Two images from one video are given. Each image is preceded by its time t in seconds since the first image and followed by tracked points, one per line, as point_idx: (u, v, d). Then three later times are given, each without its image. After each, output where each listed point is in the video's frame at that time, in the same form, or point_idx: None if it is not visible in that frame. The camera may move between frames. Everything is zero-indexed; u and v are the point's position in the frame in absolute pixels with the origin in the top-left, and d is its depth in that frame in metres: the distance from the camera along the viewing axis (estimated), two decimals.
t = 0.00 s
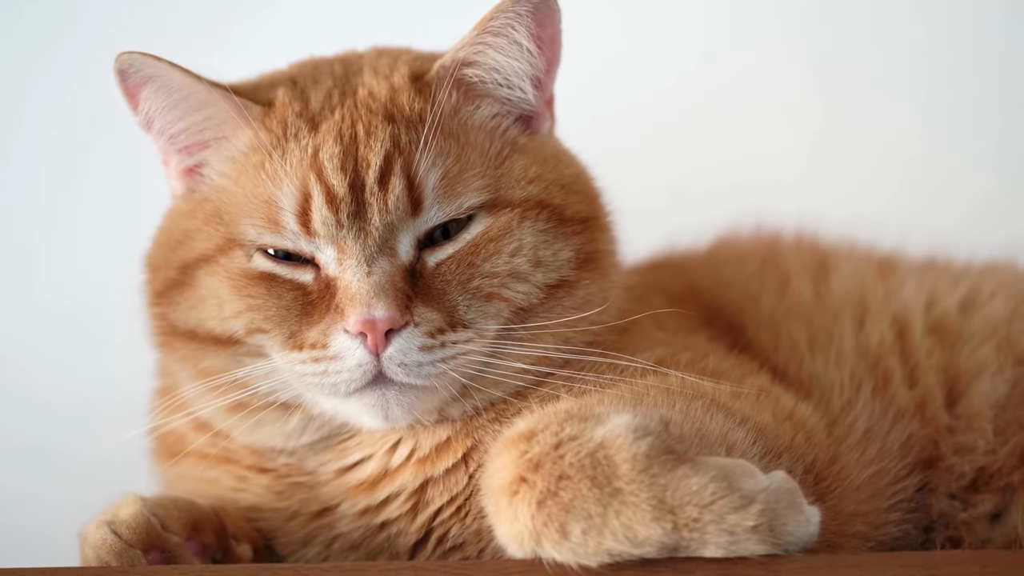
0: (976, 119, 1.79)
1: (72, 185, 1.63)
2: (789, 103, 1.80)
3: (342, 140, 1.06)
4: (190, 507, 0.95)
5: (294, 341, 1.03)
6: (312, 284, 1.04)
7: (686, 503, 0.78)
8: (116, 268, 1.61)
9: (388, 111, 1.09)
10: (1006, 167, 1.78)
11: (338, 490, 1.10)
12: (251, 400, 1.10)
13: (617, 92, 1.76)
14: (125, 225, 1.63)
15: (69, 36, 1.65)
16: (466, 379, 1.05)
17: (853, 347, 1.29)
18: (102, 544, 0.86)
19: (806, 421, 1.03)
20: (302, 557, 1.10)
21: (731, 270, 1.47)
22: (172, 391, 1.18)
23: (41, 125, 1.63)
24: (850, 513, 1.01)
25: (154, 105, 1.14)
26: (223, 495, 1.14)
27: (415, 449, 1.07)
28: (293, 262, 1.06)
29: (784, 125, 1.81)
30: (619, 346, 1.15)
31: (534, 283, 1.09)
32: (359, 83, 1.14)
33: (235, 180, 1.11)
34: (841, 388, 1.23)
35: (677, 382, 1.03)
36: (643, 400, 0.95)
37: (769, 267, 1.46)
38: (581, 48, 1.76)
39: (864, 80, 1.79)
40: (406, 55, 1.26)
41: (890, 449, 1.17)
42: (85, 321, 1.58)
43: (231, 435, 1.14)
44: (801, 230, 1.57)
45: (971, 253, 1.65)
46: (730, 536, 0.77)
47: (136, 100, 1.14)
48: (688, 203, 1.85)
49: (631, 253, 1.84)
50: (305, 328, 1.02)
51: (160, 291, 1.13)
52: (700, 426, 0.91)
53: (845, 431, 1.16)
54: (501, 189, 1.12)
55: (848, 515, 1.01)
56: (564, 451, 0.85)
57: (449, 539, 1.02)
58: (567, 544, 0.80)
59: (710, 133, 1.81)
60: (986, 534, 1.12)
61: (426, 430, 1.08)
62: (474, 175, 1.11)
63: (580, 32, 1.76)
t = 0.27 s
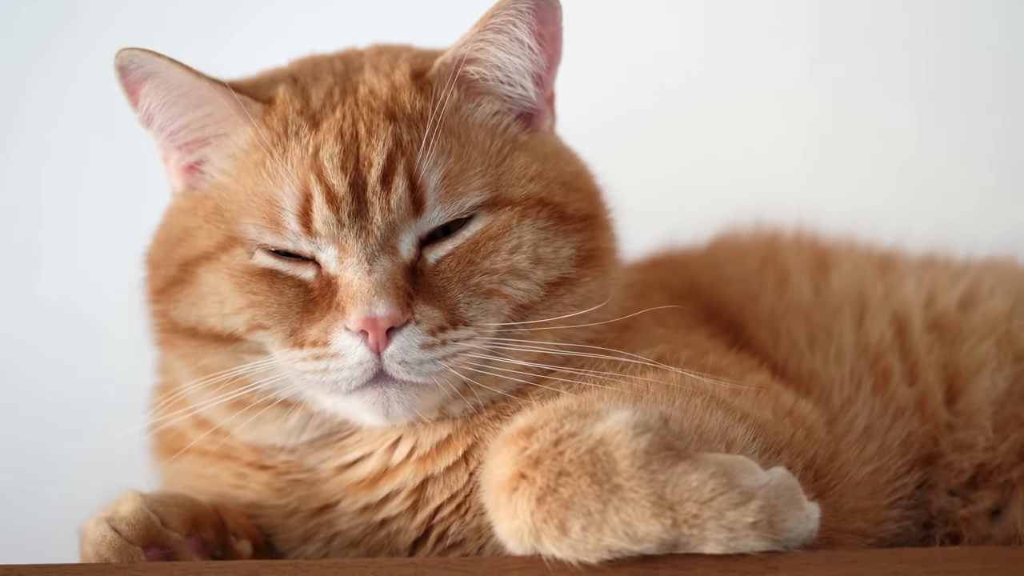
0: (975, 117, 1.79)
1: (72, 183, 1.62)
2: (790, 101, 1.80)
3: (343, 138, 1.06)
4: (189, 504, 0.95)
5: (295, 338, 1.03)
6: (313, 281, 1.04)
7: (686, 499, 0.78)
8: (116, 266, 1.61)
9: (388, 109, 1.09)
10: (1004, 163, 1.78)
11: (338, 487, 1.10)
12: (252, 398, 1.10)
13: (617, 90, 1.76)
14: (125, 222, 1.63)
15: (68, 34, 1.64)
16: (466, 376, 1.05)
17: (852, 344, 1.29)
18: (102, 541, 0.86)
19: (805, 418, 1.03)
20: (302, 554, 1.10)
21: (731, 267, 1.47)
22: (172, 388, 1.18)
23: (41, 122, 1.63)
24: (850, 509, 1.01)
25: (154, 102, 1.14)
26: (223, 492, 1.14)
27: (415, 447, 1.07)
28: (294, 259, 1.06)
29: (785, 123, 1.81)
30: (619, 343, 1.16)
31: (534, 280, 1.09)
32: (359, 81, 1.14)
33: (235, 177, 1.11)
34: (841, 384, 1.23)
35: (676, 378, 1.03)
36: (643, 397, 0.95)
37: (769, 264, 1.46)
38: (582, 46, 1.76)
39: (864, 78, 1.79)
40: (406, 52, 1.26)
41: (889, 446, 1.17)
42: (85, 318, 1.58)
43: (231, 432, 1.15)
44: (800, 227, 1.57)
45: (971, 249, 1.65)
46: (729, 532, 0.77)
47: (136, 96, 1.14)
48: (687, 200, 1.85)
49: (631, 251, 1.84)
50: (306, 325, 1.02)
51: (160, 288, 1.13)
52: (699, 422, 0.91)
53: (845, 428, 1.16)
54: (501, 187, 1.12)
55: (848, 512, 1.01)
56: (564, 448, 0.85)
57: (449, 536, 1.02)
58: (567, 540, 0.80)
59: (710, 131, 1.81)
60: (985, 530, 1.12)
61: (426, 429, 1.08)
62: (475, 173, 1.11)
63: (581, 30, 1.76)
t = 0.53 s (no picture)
0: (975, 115, 1.79)
1: (72, 180, 1.62)
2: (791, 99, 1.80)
3: (345, 137, 1.06)
4: (190, 502, 0.95)
5: (296, 336, 1.03)
6: (314, 279, 1.04)
7: (686, 496, 0.78)
8: (116, 264, 1.61)
9: (389, 107, 1.09)
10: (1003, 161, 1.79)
11: (338, 484, 1.10)
12: (253, 395, 1.10)
13: (618, 88, 1.76)
14: (124, 220, 1.63)
15: (68, 31, 1.64)
16: (467, 374, 1.05)
17: (852, 341, 1.29)
18: (102, 539, 0.86)
19: (805, 415, 1.03)
20: (302, 551, 1.10)
21: (730, 263, 1.47)
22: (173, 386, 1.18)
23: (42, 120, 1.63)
24: (850, 506, 1.01)
25: (154, 99, 1.14)
26: (224, 488, 1.14)
27: (416, 445, 1.07)
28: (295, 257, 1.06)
29: (785, 121, 1.81)
30: (620, 341, 1.16)
31: (535, 278, 1.09)
32: (360, 79, 1.14)
33: (236, 175, 1.11)
34: (841, 382, 1.23)
35: (676, 376, 1.04)
36: (643, 395, 0.95)
37: (768, 261, 1.47)
38: (582, 44, 1.76)
39: (865, 77, 1.79)
40: (407, 50, 1.26)
41: (889, 443, 1.17)
42: (85, 315, 1.59)
43: (232, 430, 1.15)
44: (798, 223, 1.58)
45: (970, 246, 1.65)
46: (729, 530, 0.77)
47: (137, 93, 1.14)
48: (686, 197, 1.85)
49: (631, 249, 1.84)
50: (307, 323, 1.02)
51: (161, 285, 1.13)
52: (699, 420, 0.91)
53: (845, 425, 1.16)
54: (502, 185, 1.12)
55: (848, 509, 1.01)
56: (563, 445, 0.85)
57: (449, 533, 1.02)
58: (566, 538, 0.80)
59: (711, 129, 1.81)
60: (985, 527, 1.12)
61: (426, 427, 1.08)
62: (475, 171, 1.11)
63: (582, 28, 1.76)
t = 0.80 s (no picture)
0: (976, 114, 1.79)
1: (72, 179, 1.63)
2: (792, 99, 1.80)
3: (346, 136, 1.06)
4: (191, 502, 0.95)
5: (297, 336, 1.03)
6: (316, 279, 1.04)
7: (686, 496, 0.78)
8: (116, 263, 1.61)
9: (391, 107, 1.09)
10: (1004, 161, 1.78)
11: (339, 484, 1.10)
12: (254, 395, 1.10)
13: (619, 88, 1.76)
14: (124, 219, 1.63)
15: (68, 30, 1.64)
16: (468, 375, 1.05)
17: (852, 341, 1.29)
18: (103, 539, 0.86)
19: (805, 415, 1.03)
20: (303, 551, 1.10)
21: (730, 263, 1.47)
22: (174, 385, 1.18)
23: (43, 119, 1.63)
24: (850, 507, 1.01)
25: (156, 98, 1.15)
26: (224, 488, 1.14)
27: (417, 445, 1.07)
28: (297, 257, 1.06)
29: (786, 120, 1.81)
30: (621, 341, 1.16)
31: (537, 278, 1.09)
32: (362, 79, 1.14)
33: (238, 175, 1.11)
34: (841, 381, 1.23)
35: (676, 376, 1.04)
36: (644, 395, 0.95)
37: (767, 261, 1.47)
38: (584, 44, 1.76)
39: (866, 77, 1.79)
40: (408, 50, 1.26)
41: (889, 443, 1.17)
42: (85, 315, 1.59)
43: (233, 430, 1.15)
44: (797, 222, 1.58)
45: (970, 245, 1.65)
46: (729, 530, 0.77)
47: (139, 93, 1.14)
48: (687, 196, 1.85)
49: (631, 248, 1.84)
50: (308, 323, 1.02)
51: (162, 285, 1.13)
52: (699, 420, 0.91)
53: (845, 424, 1.16)
54: (503, 185, 1.12)
55: (848, 509, 1.01)
56: (564, 445, 0.85)
57: (450, 533, 1.02)
58: (567, 538, 0.80)
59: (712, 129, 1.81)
60: (985, 527, 1.12)
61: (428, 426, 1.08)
62: (477, 171, 1.11)
63: (583, 28, 1.76)
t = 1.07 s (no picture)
0: (977, 115, 1.79)
1: (74, 180, 1.63)
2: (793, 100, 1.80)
3: (348, 138, 1.06)
4: (192, 502, 0.95)
5: (299, 338, 1.03)
6: (317, 281, 1.04)
7: (687, 497, 0.78)
8: (118, 263, 1.62)
9: (393, 109, 1.09)
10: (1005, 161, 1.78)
11: (340, 485, 1.10)
12: (256, 397, 1.10)
13: (621, 90, 1.76)
14: (125, 220, 1.63)
15: (68, 30, 1.64)
16: (469, 376, 1.05)
17: (852, 341, 1.29)
18: (105, 539, 0.86)
19: (806, 416, 1.04)
20: (304, 552, 1.10)
21: (730, 263, 1.47)
22: (175, 387, 1.19)
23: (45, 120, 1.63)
24: (851, 507, 1.01)
25: (159, 100, 1.15)
26: (226, 489, 1.14)
27: (418, 447, 1.07)
28: (299, 259, 1.06)
29: (787, 122, 1.81)
30: (622, 343, 1.16)
31: (538, 280, 1.09)
32: (364, 80, 1.14)
33: (240, 176, 1.11)
34: (841, 381, 1.23)
35: (677, 376, 1.04)
36: (644, 395, 0.95)
37: (767, 261, 1.47)
38: (586, 45, 1.76)
39: (868, 78, 1.79)
40: (409, 52, 1.26)
41: (889, 442, 1.17)
42: (85, 315, 1.59)
43: (234, 431, 1.15)
44: (797, 222, 1.58)
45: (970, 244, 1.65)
46: (730, 530, 0.77)
47: (141, 95, 1.15)
48: (688, 197, 1.85)
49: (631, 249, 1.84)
50: (310, 325, 1.02)
51: (164, 286, 1.14)
52: (700, 420, 0.91)
53: (845, 424, 1.16)
54: (505, 187, 1.12)
55: (849, 509, 1.01)
56: (565, 446, 0.85)
57: (451, 534, 1.02)
58: (568, 538, 0.80)
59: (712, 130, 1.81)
60: (986, 527, 1.12)
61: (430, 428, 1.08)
62: (478, 173, 1.11)
63: (585, 29, 1.76)
